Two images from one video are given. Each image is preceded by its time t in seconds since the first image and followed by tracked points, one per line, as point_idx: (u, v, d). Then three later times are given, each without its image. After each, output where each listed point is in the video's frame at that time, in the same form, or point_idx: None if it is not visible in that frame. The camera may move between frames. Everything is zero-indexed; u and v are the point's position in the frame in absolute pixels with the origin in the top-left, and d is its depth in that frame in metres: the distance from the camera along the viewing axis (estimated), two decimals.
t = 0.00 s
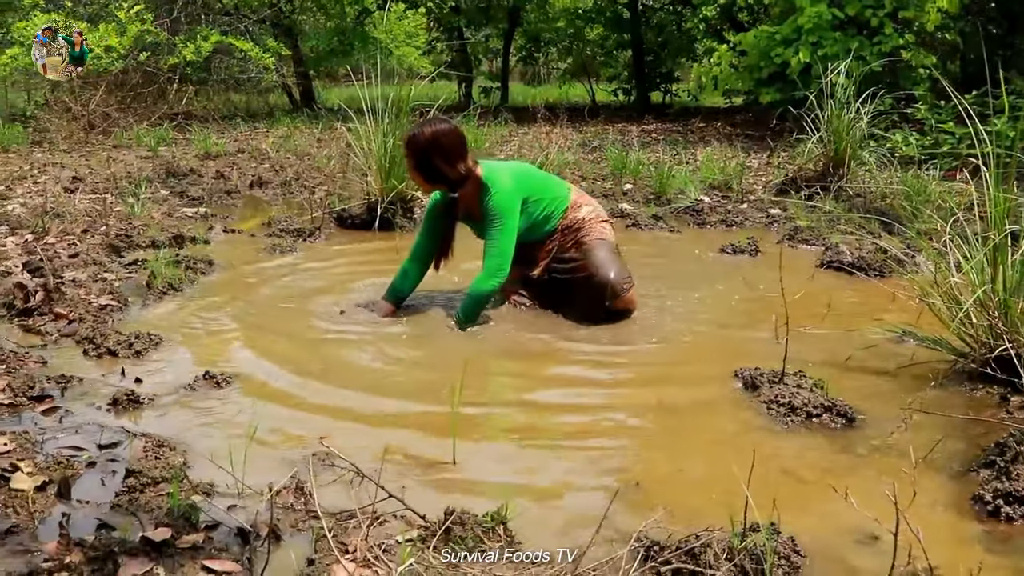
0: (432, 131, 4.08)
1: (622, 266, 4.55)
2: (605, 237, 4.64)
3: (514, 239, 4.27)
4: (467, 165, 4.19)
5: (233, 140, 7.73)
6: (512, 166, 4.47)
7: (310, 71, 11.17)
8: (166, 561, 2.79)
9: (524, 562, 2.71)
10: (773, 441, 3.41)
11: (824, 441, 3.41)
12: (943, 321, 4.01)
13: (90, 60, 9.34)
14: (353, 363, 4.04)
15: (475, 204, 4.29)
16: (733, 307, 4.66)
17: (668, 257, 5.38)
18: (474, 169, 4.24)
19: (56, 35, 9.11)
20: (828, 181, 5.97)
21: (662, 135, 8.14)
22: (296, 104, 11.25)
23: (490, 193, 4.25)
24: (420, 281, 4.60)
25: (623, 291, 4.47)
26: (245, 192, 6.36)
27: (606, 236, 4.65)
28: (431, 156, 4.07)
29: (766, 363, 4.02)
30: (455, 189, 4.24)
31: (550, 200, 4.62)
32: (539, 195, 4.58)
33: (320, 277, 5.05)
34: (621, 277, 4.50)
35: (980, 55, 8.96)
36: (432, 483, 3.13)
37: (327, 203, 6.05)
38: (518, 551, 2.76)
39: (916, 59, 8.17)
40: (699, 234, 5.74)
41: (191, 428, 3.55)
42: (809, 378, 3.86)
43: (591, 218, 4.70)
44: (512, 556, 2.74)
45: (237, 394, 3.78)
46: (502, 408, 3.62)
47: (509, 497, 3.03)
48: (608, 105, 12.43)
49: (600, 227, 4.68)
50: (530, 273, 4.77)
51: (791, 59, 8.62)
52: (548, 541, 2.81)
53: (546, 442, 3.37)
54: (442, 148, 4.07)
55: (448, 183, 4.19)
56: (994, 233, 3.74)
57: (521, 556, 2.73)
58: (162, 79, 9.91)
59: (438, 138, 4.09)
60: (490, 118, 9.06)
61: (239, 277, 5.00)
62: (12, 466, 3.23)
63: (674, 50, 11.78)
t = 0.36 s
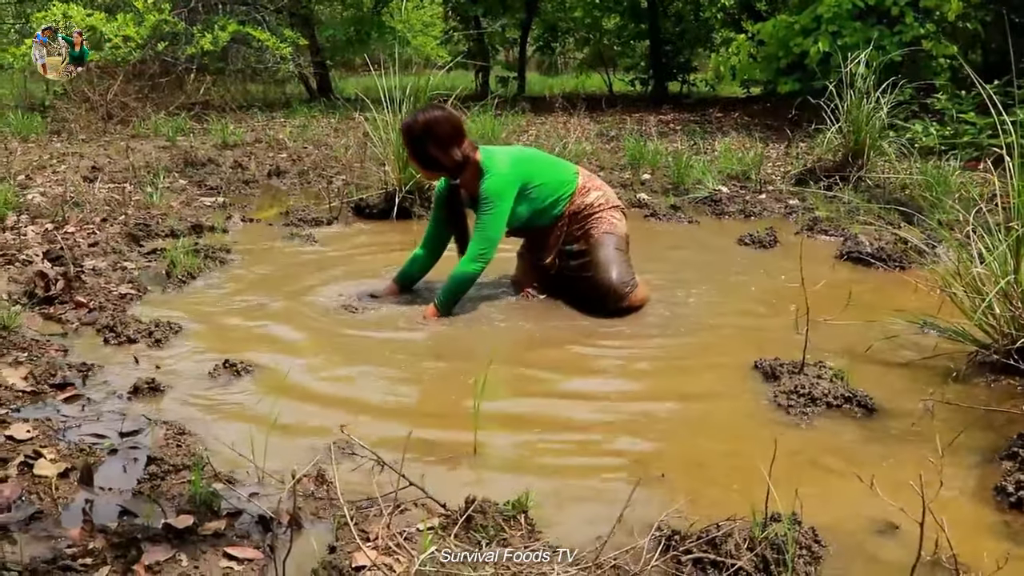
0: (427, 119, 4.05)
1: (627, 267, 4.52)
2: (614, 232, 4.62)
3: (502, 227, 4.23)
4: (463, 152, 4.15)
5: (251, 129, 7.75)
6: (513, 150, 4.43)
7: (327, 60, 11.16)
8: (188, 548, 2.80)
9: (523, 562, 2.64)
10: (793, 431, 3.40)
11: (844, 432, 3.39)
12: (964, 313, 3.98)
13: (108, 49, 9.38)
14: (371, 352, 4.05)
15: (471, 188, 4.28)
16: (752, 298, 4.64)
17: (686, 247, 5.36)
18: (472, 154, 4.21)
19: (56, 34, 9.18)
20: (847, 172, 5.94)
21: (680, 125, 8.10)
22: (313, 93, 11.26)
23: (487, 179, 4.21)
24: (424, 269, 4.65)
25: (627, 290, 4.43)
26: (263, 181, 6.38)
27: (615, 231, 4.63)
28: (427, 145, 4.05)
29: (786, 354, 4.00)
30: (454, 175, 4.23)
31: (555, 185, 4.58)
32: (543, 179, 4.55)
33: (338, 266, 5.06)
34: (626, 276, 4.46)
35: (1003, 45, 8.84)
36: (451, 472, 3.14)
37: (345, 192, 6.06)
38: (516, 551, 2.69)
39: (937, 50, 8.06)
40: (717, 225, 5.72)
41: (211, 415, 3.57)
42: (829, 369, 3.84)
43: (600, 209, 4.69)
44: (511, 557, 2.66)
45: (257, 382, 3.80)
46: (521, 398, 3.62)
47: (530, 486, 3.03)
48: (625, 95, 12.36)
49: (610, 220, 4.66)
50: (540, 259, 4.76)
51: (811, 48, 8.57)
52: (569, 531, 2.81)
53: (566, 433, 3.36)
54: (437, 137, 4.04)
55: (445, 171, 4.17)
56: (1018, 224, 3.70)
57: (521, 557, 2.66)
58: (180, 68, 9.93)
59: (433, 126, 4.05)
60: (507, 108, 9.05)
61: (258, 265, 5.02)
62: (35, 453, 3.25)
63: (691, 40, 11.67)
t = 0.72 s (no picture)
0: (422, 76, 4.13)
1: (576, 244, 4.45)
2: (586, 202, 4.56)
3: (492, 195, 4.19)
4: (459, 111, 4.20)
5: (268, 117, 7.76)
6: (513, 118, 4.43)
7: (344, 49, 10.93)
8: (205, 533, 2.81)
9: (524, 565, 2.56)
10: (809, 423, 3.39)
11: (861, 424, 3.38)
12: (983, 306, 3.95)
13: (125, 36, 9.36)
14: (387, 340, 4.06)
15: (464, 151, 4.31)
16: (769, 289, 4.62)
17: (702, 239, 5.34)
18: (469, 115, 4.25)
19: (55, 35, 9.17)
20: (865, 164, 5.90)
21: (697, 116, 8.07)
22: (330, 82, 11.26)
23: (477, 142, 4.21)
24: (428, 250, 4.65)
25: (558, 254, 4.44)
26: (279, 168, 6.38)
27: (589, 201, 4.56)
28: (422, 100, 4.12)
29: (803, 345, 3.99)
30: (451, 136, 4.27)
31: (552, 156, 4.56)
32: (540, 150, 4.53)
33: (354, 253, 5.07)
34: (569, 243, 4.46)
35: None
36: (469, 459, 3.14)
37: (361, 180, 6.06)
38: (518, 552, 2.62)
39: (958, 41, 7.98)
40: (734, 216, 5.70)
41: (227, 400, 3.59)
42: (846, 360, 3.82)
43: (584, 181, 4.64)
44: (512, 557, 2.60)
45: (273, 368, 3.81)
46: (537, 390, 3.61)
47: (545, 475, 3.03)
48: (642, 85, 12.27)
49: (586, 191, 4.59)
50: (529, 234, 4.84)
51: (829, 40, 8.52)
52: (585, 521, 2.81)
53: (581, 423, 3.36)
54: (433, 93, 4.11)
55: (440, 130, 4.21)
56: None
57: (522, 558, 2.58)
58: (197, 55, 9.91)
59: (429, 83, 4.13)
60: (524, 97, 9.03)
61: (274, 253, 5.03)
62: (53, 437, 3.27)
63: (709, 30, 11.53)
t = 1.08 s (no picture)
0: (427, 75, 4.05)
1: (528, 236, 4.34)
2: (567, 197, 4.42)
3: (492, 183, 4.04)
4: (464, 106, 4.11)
5: (283, 117, 7.78)
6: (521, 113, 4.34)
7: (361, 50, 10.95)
8: (222, 532, 2.82)
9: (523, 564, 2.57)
10: (827, 426, 3.37)
11: (879, 427, 3.36)
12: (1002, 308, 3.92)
13: (142, 37, 9.40)
14: (402, 340, 4.06)
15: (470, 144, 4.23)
16: (786, 291, 4.61)
17: (718, 240, 5.33)
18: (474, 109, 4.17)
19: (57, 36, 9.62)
20: (881, 165, 5.88)
21: (712, 116, 8.05)
22: (345, 82, 11.30)
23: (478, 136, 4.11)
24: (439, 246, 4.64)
25: (508, 224, 4.31)
26: (295, 168, 6.40)
27: (572, 196, 4.42)
28: (427, 95, 4.04)
29: (821, 348, 3.97)
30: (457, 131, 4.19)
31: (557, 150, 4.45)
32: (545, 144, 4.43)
33: (369, 254, 5.07)
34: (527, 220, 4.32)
35: None
36: (486, 461, 3.14)
37: (377, 180, 6.07)
38: (517, 552, 2.63)
39: (976, 41, 7.94)
40: (750, 217, 5.68)
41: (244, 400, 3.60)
42: (864, 363, 3.80)
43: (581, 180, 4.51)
44: (511, 557, 2.61)
45: (290, 368, 3.82)
46: (553, 391, 3.60)
47: (562, 477, 3.03)
48: (657, 85, 12.25)
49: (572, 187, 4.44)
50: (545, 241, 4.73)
51: (845, 40, 8.51)
52: (601, 523, 2.80)
53: (598, 424, 3.35)
54: (437, 88, 4.03)
55: (446, 125, 4.13)
56: None
57: (520, 558, 2.59)
58: (214, 56, 9.96)
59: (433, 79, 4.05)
60: (539, 98, 9.03)
61: (290, 253, 5.04)
62: (72, 435, 3.29)
63: (724, 30, 11.49)
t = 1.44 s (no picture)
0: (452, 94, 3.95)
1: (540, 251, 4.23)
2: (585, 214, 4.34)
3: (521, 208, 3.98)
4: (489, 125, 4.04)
5: (302, 120, 7.81)
6: (539, 131, 4.25)
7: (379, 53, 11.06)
8: (242, 533, 2.83)
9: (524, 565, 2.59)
10: (848, 435, 3.36)
11: (901, 437, 3.34)
12: None
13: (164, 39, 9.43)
14: (421, 345, 4.06)
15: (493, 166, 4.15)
16: (805, 298, 4.61)
17: (737, 246, 5.33)
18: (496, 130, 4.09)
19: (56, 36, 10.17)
20: (902, 173, 5.87)
21: (730, 123, 8.04)
22: (364, 86, 11.34)
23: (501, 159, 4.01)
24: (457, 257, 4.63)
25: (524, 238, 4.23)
26: (314, 171, 6.44)
27: (591, 213, 4.34)
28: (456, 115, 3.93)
29: (841, 357, 3.95)
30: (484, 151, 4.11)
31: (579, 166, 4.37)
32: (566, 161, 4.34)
33: (388, 258, 5.08)
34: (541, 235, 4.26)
35: None
36: (505, 466, 3.14)
37: (396, 184, 6.08)
38: (517, 552, 2.65)
39: (999, 48, 7.90)
40: (769, 224, 5.68)
41: (264, 402, 3.61)
42: (884, 372, 3.79)
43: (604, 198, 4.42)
44: (512, 557, 2.62)
45: (309, 371, 3.84)
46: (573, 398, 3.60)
47: (582, 483, 3.03)
48: (676, 91, 12.20)
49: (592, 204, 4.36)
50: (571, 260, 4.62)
51: (866, 46, 8.49)
52: (621, 530, 2.80)
53: (618, 431, 3.35)
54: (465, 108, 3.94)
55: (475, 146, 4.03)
56: None
57: (521, 558, 2.61)
58: (233, 59, 10.00)
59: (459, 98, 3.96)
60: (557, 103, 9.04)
61: (309, 256, 5.06)
62: (93, 436, 3.31)
63: (743, 36, 11.44)
